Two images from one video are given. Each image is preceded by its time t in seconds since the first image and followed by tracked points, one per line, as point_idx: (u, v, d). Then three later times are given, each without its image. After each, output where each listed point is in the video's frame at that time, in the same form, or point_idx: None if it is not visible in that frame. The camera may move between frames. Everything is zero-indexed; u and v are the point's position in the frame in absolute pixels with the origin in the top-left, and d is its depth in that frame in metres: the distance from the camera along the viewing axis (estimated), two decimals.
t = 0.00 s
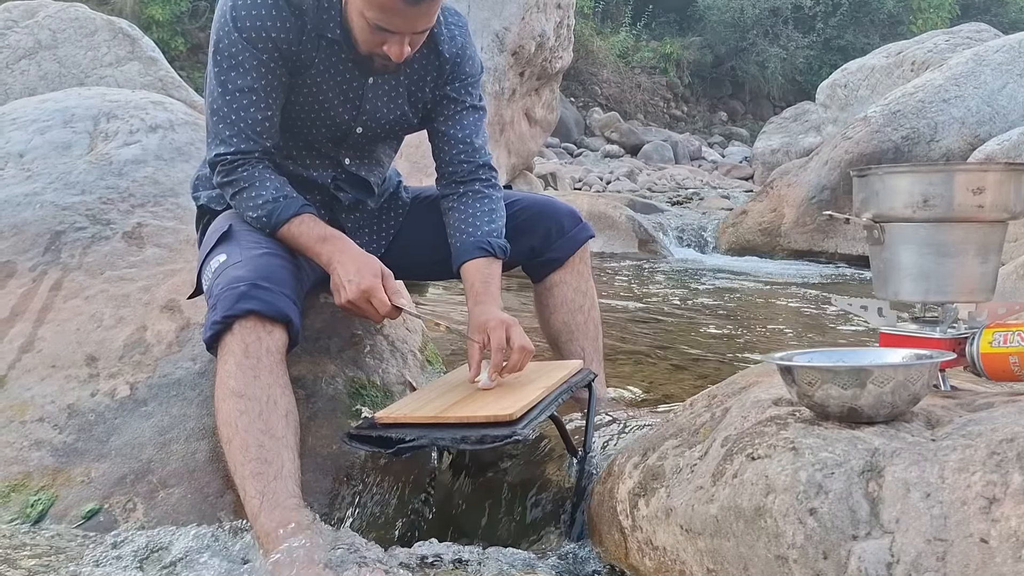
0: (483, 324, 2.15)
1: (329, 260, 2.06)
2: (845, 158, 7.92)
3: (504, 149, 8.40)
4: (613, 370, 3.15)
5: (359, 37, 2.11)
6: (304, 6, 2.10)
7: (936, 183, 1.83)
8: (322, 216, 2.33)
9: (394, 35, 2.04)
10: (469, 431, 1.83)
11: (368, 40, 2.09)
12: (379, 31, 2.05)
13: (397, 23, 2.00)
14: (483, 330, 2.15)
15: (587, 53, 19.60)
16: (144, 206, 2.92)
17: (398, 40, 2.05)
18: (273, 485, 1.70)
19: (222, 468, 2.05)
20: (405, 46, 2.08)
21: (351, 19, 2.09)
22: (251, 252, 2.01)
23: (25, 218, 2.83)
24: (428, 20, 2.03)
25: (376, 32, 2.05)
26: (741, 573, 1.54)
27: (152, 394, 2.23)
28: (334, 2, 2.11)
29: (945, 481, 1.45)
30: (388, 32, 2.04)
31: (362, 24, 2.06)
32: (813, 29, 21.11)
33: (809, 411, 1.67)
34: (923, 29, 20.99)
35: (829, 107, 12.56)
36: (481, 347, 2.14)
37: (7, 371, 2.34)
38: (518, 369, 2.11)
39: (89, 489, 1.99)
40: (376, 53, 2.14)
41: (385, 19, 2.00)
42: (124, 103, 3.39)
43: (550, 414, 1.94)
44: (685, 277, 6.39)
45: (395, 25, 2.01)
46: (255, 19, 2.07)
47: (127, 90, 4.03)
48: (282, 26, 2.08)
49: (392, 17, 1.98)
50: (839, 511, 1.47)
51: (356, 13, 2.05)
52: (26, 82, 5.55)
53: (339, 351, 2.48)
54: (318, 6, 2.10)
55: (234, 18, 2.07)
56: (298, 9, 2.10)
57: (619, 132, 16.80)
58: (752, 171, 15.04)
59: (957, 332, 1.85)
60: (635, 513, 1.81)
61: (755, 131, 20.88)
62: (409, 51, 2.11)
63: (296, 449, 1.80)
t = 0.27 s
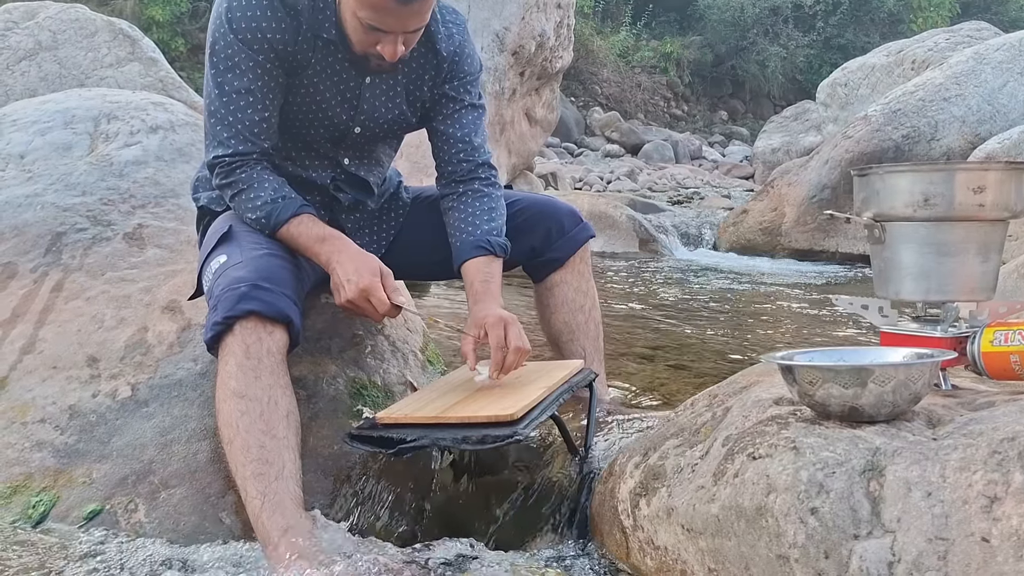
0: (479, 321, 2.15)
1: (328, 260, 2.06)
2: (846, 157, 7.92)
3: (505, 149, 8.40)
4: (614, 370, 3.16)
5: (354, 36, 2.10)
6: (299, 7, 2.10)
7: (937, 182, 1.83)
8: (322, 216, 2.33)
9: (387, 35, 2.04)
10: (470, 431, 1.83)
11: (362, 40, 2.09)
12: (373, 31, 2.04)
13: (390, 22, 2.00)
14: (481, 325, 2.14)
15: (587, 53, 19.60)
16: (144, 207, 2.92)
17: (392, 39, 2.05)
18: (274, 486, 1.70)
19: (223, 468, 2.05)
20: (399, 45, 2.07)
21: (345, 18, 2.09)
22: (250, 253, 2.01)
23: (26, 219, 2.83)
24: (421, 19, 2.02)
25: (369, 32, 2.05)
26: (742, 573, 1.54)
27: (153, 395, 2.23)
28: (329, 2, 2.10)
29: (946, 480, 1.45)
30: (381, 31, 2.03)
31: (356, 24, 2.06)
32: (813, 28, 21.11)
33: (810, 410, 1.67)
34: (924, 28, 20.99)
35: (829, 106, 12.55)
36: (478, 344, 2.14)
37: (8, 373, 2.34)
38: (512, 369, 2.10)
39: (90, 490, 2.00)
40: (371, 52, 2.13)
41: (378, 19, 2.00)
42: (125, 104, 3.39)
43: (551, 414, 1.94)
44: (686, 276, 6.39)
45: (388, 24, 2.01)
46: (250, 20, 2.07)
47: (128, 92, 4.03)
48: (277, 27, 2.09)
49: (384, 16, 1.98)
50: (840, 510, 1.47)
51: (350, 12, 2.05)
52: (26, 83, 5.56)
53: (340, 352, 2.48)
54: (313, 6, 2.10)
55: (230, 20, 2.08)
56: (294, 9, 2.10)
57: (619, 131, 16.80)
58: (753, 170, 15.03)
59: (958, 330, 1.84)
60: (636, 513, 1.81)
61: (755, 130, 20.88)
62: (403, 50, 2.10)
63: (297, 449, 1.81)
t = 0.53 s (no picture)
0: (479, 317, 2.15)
1: (327, 260, 2.04)
2: (846, 156, 7.92)
3: (504, 149, 8.40)
4: (614, 369, 3.16)
5: (347, 35, 2.10)
6: (294, 6, 2.10)
7: (937, 181, 1.83)
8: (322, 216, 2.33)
9: (382, 32, 2.04)
10: (471, 431, 1.83)
11: (357, 39, 2.09)
12: (367, 29, 2.04)
13: (383, 19, 1.99)
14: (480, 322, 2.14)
15: (587, 52, 19.60)
16: (144, 208, 2.92)
17: (386, 37, 2.05)
18: (274, 487, 1.70)
19: (223, 469, 2.05)
20: (393, 42, 2.07)
21: (339, 17, 2.09)
22: (250, 253, 2.01)
23: (25, 220, 2.83)
24: (414, 15, 2.01)
25: (363, 30, 2.04)
26: (743, 573, 1.54)
27: (153, 396, 2.23)
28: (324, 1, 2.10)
29: (947, 479, 1.45)
30: (374, 28, 2.02)
31: (349, 22, 2.05)
32: (812, 27, 21.10)
33: (810, 409, 1.67)
34: (923, 26, 20.99)
35: (829, 105, 12.55)
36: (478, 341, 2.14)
37: (9, 374, 2.34)
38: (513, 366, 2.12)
39: (91, 491, 2.00)
40: (366, 50, 2.13)
41: (371, 16, 1.99)
42: (124, 105, 3.39)
43: (552, 414, 1.94)
44: (687, 276, 6.40)
45: (382, 22, 2.00)
46: (246, 21, 2.07)
47: (128, 93, 4.04)
48: (273, 27, 2.09)
49: (377, 14, 1.97)
50: (841, 509, 1.47)
51: (342, 11, 2.04)
52: (26, 85, 5.56)
53: (340, 352, 2.48)
54: (308, 5, 2.10)
55: (225, 21, 2.08)
56: (289, 9, 2.10)
57: (619, 131, 16.80)
58: (753, 169, 15.03)
59: (958, 329, 1.84)
60: (637, 512, 1.81)
61: (755, 130, 20.87)
62: (397, 48, 2.10)
63: (298, 450, 1.81)
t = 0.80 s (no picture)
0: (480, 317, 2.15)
1: (335, 273, 2.06)
2: (845, 155, 7.92)
3: (504, 148, 8.40)
4: (613, 368, 3.16)
5: (344, 34, 2.10)
6: (293, 5, 2.10)
7: (936, 179, 1.83)
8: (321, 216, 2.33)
9: (379, 31, 2.04)
10: (470, 431, 1.83)
11: (354, 38, 2.08)
12: (364, 28, 2.04)
13: (381, 18, 1.99)
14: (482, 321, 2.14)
15: (587, 52, 19.60)
16: (143, 208, 2.92)
17: (383, 35, 2.05)
18: (274, 487, 1.70)
19: (223, 469, 2.05)
20: (390, 41, 2.07)
21: (336, 16, 2.09)
22: (251, 254, 2.01)
23: (25, 221, 2.83)
24: (411, 13, 2.01)
25: (360, 29, 2.04)
26: (744, 571, 1.54)
27: (153, 396, 2.23)
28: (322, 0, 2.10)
29: (947, 477, 1.45)
30: (371, 27, 2.02)
31: (346, 21, 2.05)
32: (812, 26, 21.10)
33: (810, 408, 1.67)
34: (922, 25, 20.98)
35: (829, 104, 12.55)
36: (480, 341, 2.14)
37: (8, 374, 2.34)
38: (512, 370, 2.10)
39: (90, 491, 2.00)
40: (363, 49, 2.13)
41: (367, 15, 1.99)
42: (123, 106, 3.39)
43: (552, 414, 1.94)
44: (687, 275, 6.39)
45: (379, 21, 2.00)
46: (247, 20, 2.07)
47: (128, 93, 4.04)
48: (273, 26, 2.09)
49: (374, 12, 1.97)
50: (841, 507, 1.47)
51: (339, 9, 2.04)
52: (25, 85, 5.56)
53: (340, 352, 2.48)
54: (308, 4, 2.10)
55: (226, 20, 2.08)
56: (288, 8, 2.10)
57: (619, 130, 16.79)
58: (752, 168, 15.03)
59: (958, 327, 1.84)
60: (637, 511, 1.81)
61: (755, 129, 20.87)
62: (395, 47, 2.10)
63: (297, 450, 1.81)
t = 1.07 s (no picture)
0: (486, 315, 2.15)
1: (341, 279, 2.06)
2: (845, 154, 7.92)
3: (504, 148, 8.39)
4: (613, 368, 3.16)
5: (345, 34, 2.09)
6: (296, 5, 2.10)
7: (936, 177, 1.83)
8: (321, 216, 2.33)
9: (380, 31, 2.03)
10: (470, 430, 1.82)
11: (354, 37, 2.08)
12: (365, 28, 2.03)
13: (382, 18, 1.99)
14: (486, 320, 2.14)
15: (586, 51, 19.60)
16: (143, 208, 2.92)
17: (384, 35, 2.04)
18: (274, 486, 1.70)
19: (223, 468, 2.05)
20: (391, 41, 2.07)
21: (336, 17, 2.08)
22: (252, 254, 2.01)
23: (24, 221, 2.83)
24: (412, 14, 2.01)
25: (361, 29, 2.04)
26: (743, 570, 1.54)
27: (153, 396, 2.23)
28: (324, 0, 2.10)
29: (947, 476, 1.45)
30: (372, 27, 2.02)
31: (347, 21, 2.04)
32: (812, 25, 21.10)
33: (810, 407, 1.67)
34: (922, 24, 20.98)
35: (828, 103, 12.54)
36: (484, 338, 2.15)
37: (8, 374, 2.34)
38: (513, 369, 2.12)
39: (90, 491, 2.00)
40: (364, 49, 2.12)
41: (368, 15, 1.99)
42: (123, 106, 3.38)
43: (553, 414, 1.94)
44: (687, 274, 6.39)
45: (380, 21, 2.00)
46: (250, 19, 2.07)
47: (127, 92, 4.03)
48: (276, 25, 2.09)
49: (375, 13, 1.97)
50: (841, 506, 1.47)
51: (340, 9, 2.04)
52: (25, 85, 5.56)
53: (340, 351, 2.47)
54: (309, 4, 2.10)
55: (228, 20, 2.08)
56: (291, 7, 2.10)
57: (619, 129, 16.79)
58: (752, 167, 15.03)
59: (958, 326, 1.84)
60: (637, 510, 1.81)
61: (754, 128, 20.87)
62: (395, 47, 2.10)
63: (297, 449, 1.80)
